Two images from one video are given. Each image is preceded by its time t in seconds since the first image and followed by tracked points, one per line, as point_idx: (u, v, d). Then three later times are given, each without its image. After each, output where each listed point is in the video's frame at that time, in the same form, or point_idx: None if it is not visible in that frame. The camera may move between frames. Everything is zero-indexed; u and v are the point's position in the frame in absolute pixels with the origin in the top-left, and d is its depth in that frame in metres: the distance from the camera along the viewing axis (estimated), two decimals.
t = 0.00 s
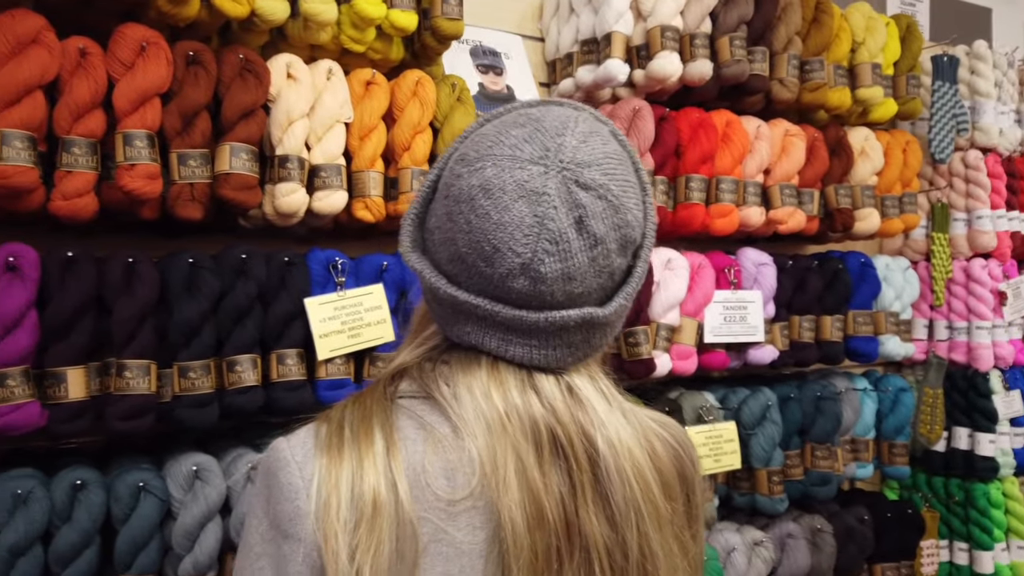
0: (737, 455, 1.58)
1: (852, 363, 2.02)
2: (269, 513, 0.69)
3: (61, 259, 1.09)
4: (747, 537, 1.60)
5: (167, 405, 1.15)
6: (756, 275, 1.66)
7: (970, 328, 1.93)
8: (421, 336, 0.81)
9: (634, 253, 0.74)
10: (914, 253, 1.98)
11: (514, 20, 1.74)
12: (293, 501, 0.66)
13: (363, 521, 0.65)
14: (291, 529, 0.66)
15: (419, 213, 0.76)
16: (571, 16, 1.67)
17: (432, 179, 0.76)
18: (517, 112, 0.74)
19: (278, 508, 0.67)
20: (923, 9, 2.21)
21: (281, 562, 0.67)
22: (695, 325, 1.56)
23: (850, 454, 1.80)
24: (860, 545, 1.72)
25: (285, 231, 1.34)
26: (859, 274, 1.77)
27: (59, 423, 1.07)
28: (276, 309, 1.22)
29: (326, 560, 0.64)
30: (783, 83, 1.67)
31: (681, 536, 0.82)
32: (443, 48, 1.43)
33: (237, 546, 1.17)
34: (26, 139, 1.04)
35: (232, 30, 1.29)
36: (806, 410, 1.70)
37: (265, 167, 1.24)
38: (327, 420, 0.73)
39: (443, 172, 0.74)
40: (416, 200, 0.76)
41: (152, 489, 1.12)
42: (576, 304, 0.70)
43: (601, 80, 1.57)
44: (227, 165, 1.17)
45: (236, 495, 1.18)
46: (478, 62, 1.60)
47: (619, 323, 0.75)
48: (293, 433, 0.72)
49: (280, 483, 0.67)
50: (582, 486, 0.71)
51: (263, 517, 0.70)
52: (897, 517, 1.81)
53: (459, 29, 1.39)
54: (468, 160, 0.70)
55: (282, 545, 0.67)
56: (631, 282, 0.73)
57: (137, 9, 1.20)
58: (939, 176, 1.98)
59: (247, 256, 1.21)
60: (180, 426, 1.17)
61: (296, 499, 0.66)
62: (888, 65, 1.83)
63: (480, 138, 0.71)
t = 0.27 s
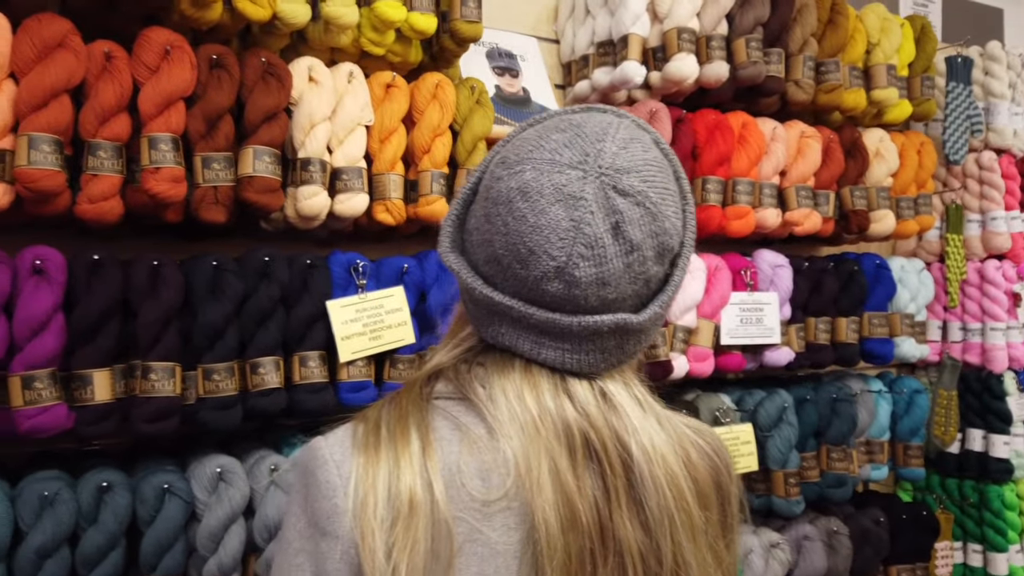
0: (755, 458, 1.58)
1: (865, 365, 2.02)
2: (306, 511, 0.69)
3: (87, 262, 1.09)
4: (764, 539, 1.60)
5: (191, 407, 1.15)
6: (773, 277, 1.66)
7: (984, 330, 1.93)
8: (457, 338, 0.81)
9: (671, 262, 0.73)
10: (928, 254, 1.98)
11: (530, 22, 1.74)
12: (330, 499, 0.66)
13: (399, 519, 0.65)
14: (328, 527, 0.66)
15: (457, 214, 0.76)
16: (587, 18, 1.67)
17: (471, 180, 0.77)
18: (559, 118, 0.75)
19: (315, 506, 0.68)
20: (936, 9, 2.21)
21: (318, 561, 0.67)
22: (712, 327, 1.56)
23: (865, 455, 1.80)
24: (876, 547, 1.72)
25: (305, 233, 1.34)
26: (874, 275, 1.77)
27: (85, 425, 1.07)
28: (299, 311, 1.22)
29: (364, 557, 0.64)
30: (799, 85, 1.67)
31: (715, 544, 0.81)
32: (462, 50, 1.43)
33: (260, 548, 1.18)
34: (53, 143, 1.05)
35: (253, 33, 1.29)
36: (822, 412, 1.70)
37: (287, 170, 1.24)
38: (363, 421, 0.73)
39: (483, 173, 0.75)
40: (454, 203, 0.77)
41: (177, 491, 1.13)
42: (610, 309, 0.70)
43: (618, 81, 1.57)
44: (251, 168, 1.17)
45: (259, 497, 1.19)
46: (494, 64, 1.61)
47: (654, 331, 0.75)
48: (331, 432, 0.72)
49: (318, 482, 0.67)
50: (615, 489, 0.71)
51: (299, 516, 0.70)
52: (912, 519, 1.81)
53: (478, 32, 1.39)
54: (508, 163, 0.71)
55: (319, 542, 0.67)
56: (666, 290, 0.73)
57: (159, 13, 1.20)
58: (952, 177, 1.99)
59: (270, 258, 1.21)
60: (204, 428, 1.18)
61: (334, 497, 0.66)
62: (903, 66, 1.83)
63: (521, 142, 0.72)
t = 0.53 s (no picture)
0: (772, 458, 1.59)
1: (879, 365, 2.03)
2: (350, 511, 0.71)
3: (120, 264, 1.11)
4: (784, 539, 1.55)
5: (221, 407, 1.17)
6: (789, 278, 1.67)
7: (998, 331, 1.94)
8: (498, 341, 0.83)
9: (708, 266, 0.74)
10: (941, 256, 2.02)
11: (547, 26, 1.76)
12: (373, 500, 0.68)
13: (440, 521, 0.67)
14: (371, 526, 0.68)
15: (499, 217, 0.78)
16: (604, 21, 1.68)
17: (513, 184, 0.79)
18: (599, 124, 0.77)
19: (359, 507, 0.70)
20: (948, 11, 2.22)
21: (362, 559, 0.69)
22: (729, 328, 1.57)
23: (880, 456, 1.80)
24: (891, 547, 1.74)
25: (329, 235, 1.36)
26: (889, 276, 1.79)
27: (118, 425, 1.09)
28: (325, 313, 1.24)
29: (405, 557, 0.66)
30: (814, 88, 1.68)
31: (754, 551, 0.81)
32: (483, 55, 1.44)
33: (288, 546, 1.19)
34: (87, 148, 1.07)
35: (278, 38, 1.31)
36: (837, 413, 1.71)
37: (313, 173, 1.26)
38: (405, 423, 0.75)
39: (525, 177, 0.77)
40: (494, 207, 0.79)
41: (206, 490, 1.14)
42: (646, 311, 0.71)
43: (636, 85, 1.58)
44: (278, 172, 1.19)
45: (286, 495, 1.20)
46: (512, 68, 1.62)
47: (690, 333, 0.75)
48: (373, 434, 0.74)
49: (361, 482, 0.69)
50: (652, 492, 0.72)
51: (344, 515, 0.72)
52: (926, 519, 1.82)
53: (500, 37, 1.40)
54: (548, 168, 0.73)
55: (362, 542, 0.69)
56: (704, 293, 0.74)
57: (188, 19, 1.22)
58: (965, 178, 2.00)
59: (297, 260, 1.23)
60: (233, 428, 1.19)
61: (377, 498, 0.68)
62: (918, 69, 1.84)
63: (561, 148, 0.74)
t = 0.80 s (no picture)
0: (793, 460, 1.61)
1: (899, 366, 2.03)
2: (404, 518, 0.71)
3: (155, 266, 1.13)
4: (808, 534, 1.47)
5: (253, 407, 1.19)
6: (811, 279, 1.68)
7: (1019, 331, 1.94)
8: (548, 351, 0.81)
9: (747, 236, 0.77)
10: (960, 256, 2.01)
11: (567, 28, 1.77)
12: (428, 508, 0.67)
13: (496, 531, 0.66)
14: (427, 535, 0.67)
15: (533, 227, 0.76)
16: (625, 23, 1.69)
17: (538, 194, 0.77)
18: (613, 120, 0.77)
19: (412, 514, 0.69)
20: (968, 11, 2.21)
21: (415, 566, 0.69)
22: (751, 329, 1.58)
23: (901, 457, 1.81)
24: (914, 548, 1.73)
25: (355, 237, 1.37)
26: (910, 277, 1.79)
27: (153, 424, 1.11)
28: (354, 314, 1.25)
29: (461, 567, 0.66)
30: (835, 89, 1.68)
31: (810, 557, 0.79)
32: (507, 57, 1.45)
33: (318, 544, 1.21)
34: (124, 152, 1.09)
35: (306, 42, 1.32)
36: (859, 413, 1.71)
37: (342, 176, 1.28)
38: (457, 430, 0.74)
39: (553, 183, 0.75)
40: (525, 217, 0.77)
41: (239, 488, 1.16)
42: (709, 290, 0.72)
43: (657, 87, 1.59)
44: (309, 174, 1.21)
45: (316, 494, 1.22)
46: (534, 70, 1.63)
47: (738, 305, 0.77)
48: (427, 439, 0.73)
49: (415, 490, 0.69)
50: (707, 499, 0.70)
51: (397, 521, 0.72)
52: (949, 520, 1.82)
53: (524, 40, 1.42)
54: (586, 168, 0.71)
55: (417, 550, 0.68)
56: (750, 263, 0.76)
57: (218, 24, 1.24)
58: (986, 178, 2.00)
59: (326, 261, 1.25)
60: (264, 427, 1.21)
61: (432, 506, 0.67)
62: (938, 69, 1.84)
63: (590, 147, 0.73)
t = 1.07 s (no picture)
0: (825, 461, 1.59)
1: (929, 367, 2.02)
2: (477, 529, 0.73)
3: (199, 268, 1.16)
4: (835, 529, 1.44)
5: (294, 406, 1.21)
6: (841, 279, 1.67)
7: None
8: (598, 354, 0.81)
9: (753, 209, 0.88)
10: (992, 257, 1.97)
11: (597, 31, 1.78)
12: (507, 522, 0.70)
13: (578, 546, 0.69)
14: (506, 548, 0.70)
15: (608, 237, 0.74)
16: (654, 25, 1.69)
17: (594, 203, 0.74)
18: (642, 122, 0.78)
19: (487, 527, 0.72)
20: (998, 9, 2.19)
21: None
22: (782, 330, 1.58)
23: (932, 459, 1.80)
24: (946, 550, 1.72)
25: (390, 238, 1.39)
26: (941, 278, 1.78)
27: (198, 422, 1.14)
28: (391, 315, 1.27)
29: None
30: (866, 89, 1.68)
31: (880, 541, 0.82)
32: (539, 60, 1.47)
33: (356, 541, 1.23)
34: (170, 156, 1.11)
35: (343, 48, 1.34)
36: (890, 415, 1.70)
37: (379, 179, 1.30)
38: (523, 439, 0.76)
39: (615, 191, 0.73)
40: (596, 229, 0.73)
41: (280, 486, 1.18)
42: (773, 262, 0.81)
43: (688, 88, 1.60)
44: (347, 178, 1.23)
45: (355, 492, 1.23)
46: (564, 73, 1.64)
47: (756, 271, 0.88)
48: (493, 449, 0.76)
49: (492, 504, 0.71)
50: (784, 496, 0.73)
51: (467, 533, 0.74)
52: (981, 523, 1.81)
53: (556, 43, 1.43)
54: (672, 169, 0.72)
55: (493, 560, 0.71)
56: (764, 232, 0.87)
57: (258, 30, 1.26)
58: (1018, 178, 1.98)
59: (364, 263, 1.27)
60: (305, 426, 1.23)
61: (510, 518, 0.70)
62: (970, 69, 1.82)
63: (656, 149, 0.74)
